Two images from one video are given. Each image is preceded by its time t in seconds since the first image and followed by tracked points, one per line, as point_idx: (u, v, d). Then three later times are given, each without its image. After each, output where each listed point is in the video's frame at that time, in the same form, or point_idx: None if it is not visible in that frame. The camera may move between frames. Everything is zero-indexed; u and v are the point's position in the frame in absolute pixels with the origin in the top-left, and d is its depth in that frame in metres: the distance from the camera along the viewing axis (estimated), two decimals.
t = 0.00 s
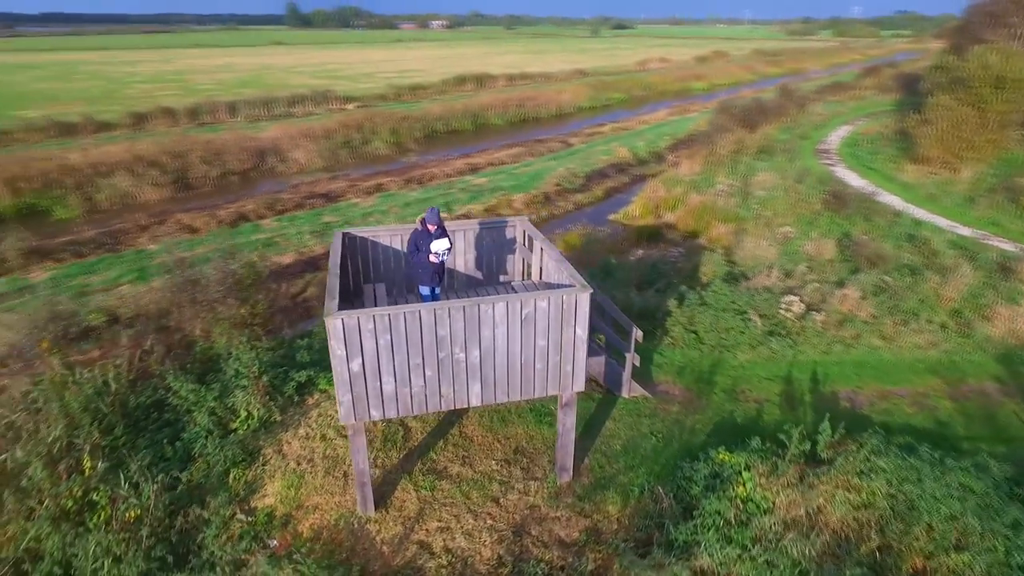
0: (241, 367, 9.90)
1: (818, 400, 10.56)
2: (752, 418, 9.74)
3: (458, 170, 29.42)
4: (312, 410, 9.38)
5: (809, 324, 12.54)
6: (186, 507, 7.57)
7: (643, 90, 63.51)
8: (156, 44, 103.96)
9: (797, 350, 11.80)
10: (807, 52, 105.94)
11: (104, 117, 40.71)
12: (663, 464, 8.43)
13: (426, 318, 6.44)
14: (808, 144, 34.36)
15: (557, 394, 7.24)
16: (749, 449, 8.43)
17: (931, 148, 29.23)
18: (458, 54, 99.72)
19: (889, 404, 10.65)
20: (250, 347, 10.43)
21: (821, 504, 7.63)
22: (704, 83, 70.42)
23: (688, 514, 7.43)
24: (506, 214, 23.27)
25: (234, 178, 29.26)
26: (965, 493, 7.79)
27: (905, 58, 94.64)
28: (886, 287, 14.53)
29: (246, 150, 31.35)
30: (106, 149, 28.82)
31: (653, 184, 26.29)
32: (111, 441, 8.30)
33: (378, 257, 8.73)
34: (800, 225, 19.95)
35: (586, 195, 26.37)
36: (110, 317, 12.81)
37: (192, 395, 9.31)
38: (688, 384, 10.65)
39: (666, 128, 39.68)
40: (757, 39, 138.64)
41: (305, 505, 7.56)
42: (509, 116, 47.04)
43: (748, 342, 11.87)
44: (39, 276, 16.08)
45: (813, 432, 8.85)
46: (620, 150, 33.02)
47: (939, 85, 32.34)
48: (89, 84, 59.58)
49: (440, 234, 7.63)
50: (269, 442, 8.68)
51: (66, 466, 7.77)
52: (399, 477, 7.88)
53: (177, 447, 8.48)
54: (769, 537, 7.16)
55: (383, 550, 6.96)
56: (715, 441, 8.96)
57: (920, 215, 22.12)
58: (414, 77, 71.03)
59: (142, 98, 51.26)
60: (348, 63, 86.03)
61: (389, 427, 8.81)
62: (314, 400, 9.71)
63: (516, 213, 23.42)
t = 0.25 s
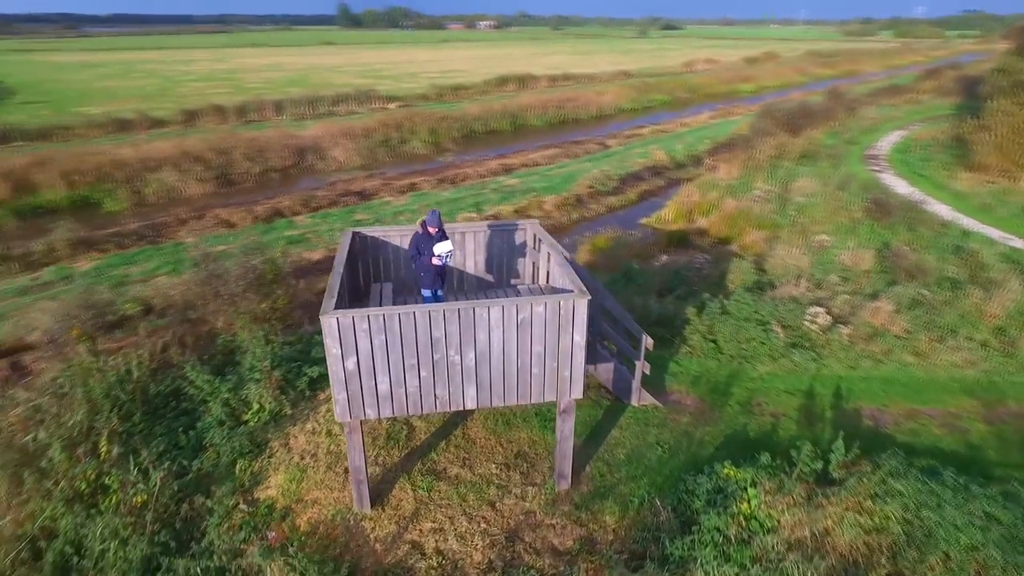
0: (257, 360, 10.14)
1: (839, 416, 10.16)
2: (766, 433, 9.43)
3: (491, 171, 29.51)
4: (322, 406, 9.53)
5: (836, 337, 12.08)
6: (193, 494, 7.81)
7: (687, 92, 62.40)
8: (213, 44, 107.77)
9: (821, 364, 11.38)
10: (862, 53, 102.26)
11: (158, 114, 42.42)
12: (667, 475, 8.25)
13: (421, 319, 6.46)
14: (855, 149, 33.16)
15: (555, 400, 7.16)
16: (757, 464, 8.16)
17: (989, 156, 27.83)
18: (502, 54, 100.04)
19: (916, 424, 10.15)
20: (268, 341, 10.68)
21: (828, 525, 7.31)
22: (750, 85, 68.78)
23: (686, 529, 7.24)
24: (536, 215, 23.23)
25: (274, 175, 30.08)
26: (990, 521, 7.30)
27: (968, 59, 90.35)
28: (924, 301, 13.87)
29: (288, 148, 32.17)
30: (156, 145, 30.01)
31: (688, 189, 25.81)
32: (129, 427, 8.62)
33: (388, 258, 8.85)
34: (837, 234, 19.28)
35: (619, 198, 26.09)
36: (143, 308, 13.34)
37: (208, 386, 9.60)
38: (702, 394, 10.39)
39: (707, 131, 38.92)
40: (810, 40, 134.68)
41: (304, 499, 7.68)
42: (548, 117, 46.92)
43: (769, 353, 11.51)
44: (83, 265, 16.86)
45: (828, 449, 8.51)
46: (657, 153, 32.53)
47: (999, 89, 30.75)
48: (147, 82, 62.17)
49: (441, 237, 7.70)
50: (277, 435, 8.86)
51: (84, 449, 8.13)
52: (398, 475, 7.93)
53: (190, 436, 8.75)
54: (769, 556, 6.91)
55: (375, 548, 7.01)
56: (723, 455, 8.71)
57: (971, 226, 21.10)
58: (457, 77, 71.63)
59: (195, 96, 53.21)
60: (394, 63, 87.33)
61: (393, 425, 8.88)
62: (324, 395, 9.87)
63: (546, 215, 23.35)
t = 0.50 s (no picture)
0: (275, 352, 10.34)
1: (865, 435, 9.69)
2: (784, 448, 9.07)
3: (529, 171, 29.47)
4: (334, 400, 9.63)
5: (868, 351, 11.54)
6: (203, 481, 8.02)
7: (737, 94, 60.89)
8: (269, 43, 111.24)
9: (851, 380, 10.89)
10: (927, 55, 97.69)
11: (212, 111, 44.01)
12: (674, 487, 8.00)
13: (420, 319, 6.44)
14: (911, 155, 31.70)
15: (556, 405, 7.05)
16: (769, 481, 7.84)
17: None
18: (549, 55, 99.83)
19: (951, 447, 9.57)
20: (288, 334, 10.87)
21: (840, 549, 6.95)
22: (804, 87, 66.67)
23: (687, 544, 7.02)
24: (569, 216, 23.05)
25: (316, 172, 30.80)
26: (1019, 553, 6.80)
27: None
28: (970, 317, 13.11)
29: (331, 145, 32.87)
30: (206, 141, 31.13)
31: (728, 193, 25.18)
32: (151, 411, 8.92)
33: (402, 256, 8.89)
34: (882, 244, 18.47)
35: (656, 201, 25.67)
36: (179, 297, 13.84)
37: (228, 376, 9.85)
38: (721, 405, 10.07)
39: (753, 135, 37.89)
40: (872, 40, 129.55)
41: (307, 492, 7.79)
42: (591, 118, 46.55)
43: (795, 365, 11.07)
44: (129, 254, 17.61)
45: (848, 469, 8.10)
46: (699, 156, 31.86)
47: None
48: (205, 80, 64.63)
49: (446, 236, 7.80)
50: (288, 426, 9.00)
51: (106, 431, 8.46)
52: (401, 473, 7.95)
53: (207, 424, 9.00)
54: None
55: (372, 544, 7.05)
56: (735, 469, 8.41)
57: None
58: (502, 77, 71.86)
59: (249, 94, 54.99)
60: (442, 62, 88.23)
61: (401, 423, 8.92)
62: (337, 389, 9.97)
63: (580, 217, 23.15)
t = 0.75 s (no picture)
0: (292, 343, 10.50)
1: (890, 452, 9.21)
2: (800, 461, 8.69)
3: (563, 170, 29.29)
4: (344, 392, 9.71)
5: (900, 364, 10.96)
6: (211, 466, 8.19)
7: (786, 96, 59.17)
8: (320, 43, 113.98)
9: (879, 394, 10.37)
10: (995, 56, 92.89)
11: (260, 108, 45.32)
12: (677, 496, 7.77)
13: (415, 314, 6.41)
14: (968, 160, 30.16)
15: (554, 405, 6.92)
16: (777, 494, 7.52)
17: None
18: (595, 55, 99.10)
19: (984, 469, 8.99)
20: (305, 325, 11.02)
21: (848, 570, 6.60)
22: (858, 88, 64.29)
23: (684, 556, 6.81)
24: (601, 217, 22.78)
25: (355, 168, 31.35)
26: None
27: None
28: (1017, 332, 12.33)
29: (370, 142, 33.39)
30: (251, 137, 32.04)
31: (767, 197, 24.46)
32: (168, 397, 9.19)
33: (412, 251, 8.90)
34: (928, 253, 17.62)
35: (692, 203, 25.15)
36: (209, 286, 14.27)
37: (244, 364, 10.05)
38: (737, 413, 9.74)
39: (799, 137, 36.74)
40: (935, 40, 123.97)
41: (309, 481, 7.87)
42: (631, 119, 45.96)
43: (819, 376, 10.62)
44: (168, 244, 18.26)
45: (865, 486, 7.69)
46: (740, 158, 31.07)
47: None
48: (256, 78, 66.68)
49: (449, 232, 7.82)
50: (298, 416, 9.12)
51: (123, 413, 8.74)
52: (400, 468, 7.96)
53: (220, 410, 9.20)
54: None
55: (366, 537, 7.06)
56: (744, 481, 8.10)
57: None
58: (546, 77, 71.74)
59: (297, 92, 56.38)
60: (487, 62, 88.71)
61: (407, 417, 8.93)
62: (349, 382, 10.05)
63: (611, 218, 22.84)
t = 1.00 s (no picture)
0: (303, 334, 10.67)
1: (907, 467, 8.84)
2: (808, 472, 8.42)
3: (594, 170, 29.06)
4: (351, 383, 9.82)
5: (924, 376, 10.50)
6: (216, 451, 8.41)
7: (832, 97, 57.45)
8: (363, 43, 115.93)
9: (900, 406, 9.95)
10: None
11: (300, 106, 46.35)
12: (675, 502, 7.61)
13: (407, 307, 6.44)
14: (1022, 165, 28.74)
15: (546, 404, 6.87)
16: (778, 505, 7.29)
17: None
18: (636, 55, 98.08)
19: (1008, 488, 8.54)
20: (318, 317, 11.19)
21: None
22: (908, 91, 62.00)
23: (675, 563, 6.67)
24: (628, 219, 22.54)
25: (387, 166, 31.78)
26: None
27: None
28: None
29: (403, 140, 33.78)
30: (288, 134, 32.80)
31: (801, 201, 23.80)
32: (182, 382, 9.49)
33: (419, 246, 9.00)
34: (968, 263, 16.86)
35: (723, 206, 24.64)
36: (235, 277, 14.65)
37: (257, 353, 10.27)
38: (746, 420, 9.49)
39: (841, 140, 35.62)
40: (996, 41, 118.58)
41: (307, 470, 7.99)
42: (668, 120, 45.33)
43: (837, 385, 10.27)
44: (201, 236, 18.83)
45: (873, 500, 7.38)
46: (777, 161, 30.31)
47: None
48: (299, 77, 68.25)
49: (450, 228, 7.83)
50: (304, 405, 9.27)
51: (138, 396, 9.04)
52: (397, 460, 8.01)
53: (230, 397, 9.41)
54: None
55: (358, 528, 7.13)
56: (747, 489, 7.88)
57: None
58: (584, 77, 71.36)
59: (337, 90, 57.50)
60: (526, 62, 88.78)
61: (408, 411, 8.98)
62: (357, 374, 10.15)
63: (639, 219, 22.57)
